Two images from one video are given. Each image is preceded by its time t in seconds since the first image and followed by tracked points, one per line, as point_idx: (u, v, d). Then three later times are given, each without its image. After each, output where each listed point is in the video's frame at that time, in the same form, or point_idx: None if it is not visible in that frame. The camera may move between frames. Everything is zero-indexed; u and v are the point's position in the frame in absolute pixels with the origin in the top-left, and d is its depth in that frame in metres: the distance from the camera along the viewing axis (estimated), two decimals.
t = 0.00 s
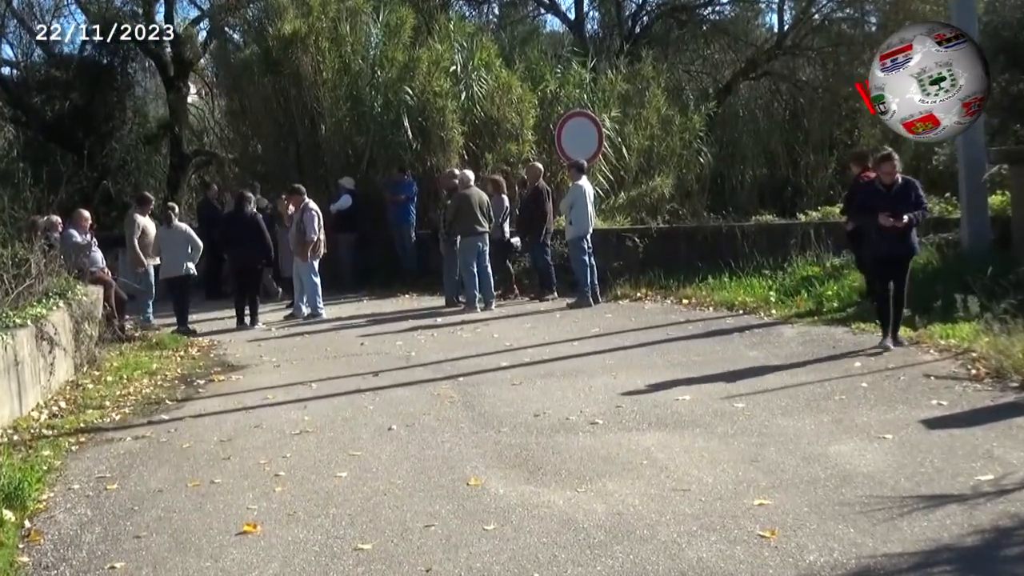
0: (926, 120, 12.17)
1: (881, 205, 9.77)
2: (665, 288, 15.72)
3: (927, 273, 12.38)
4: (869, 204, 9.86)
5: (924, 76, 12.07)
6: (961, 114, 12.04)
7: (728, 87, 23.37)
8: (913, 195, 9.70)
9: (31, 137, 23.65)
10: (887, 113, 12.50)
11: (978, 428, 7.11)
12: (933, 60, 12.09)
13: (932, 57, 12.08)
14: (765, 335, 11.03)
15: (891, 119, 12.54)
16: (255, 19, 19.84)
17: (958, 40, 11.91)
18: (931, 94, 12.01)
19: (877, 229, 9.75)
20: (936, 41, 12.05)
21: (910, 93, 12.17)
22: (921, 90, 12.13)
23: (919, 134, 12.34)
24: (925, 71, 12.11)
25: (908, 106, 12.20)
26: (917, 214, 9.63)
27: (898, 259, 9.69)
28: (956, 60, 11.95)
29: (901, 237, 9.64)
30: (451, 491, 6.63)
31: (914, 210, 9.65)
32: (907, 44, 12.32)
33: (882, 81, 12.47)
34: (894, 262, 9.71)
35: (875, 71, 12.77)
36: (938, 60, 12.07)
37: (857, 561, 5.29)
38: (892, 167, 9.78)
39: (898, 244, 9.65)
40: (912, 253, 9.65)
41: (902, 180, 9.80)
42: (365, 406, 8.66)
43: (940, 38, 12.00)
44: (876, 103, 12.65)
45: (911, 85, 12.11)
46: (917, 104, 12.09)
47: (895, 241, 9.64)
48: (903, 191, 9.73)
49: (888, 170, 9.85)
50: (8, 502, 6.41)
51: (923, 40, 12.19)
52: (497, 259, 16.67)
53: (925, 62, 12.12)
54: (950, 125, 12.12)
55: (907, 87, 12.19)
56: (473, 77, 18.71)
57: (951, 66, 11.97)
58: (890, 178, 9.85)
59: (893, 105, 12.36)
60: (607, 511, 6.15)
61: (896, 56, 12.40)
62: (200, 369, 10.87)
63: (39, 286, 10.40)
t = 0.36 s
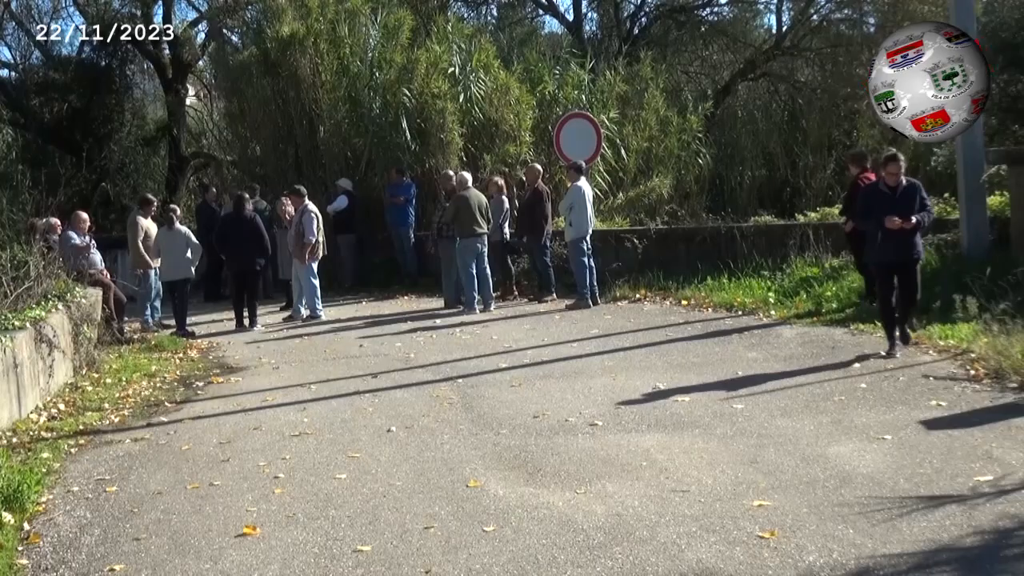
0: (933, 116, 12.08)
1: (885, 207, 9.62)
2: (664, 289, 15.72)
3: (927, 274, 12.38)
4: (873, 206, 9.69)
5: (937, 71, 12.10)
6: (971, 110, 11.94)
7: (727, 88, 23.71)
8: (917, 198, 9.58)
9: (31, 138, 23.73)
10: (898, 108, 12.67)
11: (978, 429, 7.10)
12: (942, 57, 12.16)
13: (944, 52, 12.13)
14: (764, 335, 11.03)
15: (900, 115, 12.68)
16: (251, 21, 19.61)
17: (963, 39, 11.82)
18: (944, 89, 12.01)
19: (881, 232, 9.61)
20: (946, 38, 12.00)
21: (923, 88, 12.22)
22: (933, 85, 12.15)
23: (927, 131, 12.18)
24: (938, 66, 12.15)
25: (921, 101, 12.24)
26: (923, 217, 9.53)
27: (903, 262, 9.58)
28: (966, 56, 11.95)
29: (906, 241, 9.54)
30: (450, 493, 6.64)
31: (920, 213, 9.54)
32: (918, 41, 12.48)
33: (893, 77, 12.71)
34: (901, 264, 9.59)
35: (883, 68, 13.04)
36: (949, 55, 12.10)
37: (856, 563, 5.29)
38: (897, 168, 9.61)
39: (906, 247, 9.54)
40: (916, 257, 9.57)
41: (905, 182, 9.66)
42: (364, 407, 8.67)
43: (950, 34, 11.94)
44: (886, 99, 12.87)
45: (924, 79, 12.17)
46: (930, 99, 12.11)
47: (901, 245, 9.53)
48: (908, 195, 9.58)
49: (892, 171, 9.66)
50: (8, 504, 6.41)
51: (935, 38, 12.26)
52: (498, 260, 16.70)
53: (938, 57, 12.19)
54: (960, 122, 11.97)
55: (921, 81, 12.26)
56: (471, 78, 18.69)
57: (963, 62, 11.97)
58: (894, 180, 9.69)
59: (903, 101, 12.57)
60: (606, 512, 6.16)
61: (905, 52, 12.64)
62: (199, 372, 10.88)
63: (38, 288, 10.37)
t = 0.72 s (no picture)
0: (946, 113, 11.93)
1: (898, 213, 9.21)
2: (663, 290, 15.71)
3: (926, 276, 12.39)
4: (885, 211, 9.28)
5: (949, 67, 11.80)
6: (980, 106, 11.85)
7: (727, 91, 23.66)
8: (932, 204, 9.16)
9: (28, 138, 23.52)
10: (908, 105, 12.39)
11: (977, 431, 7.11)
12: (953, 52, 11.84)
13: (955, 48, 11.79)
14: (763, 337, 11.04)
15: (910, 112, 12.41)
16: (252, 22, 19.74)
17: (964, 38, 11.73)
18: (956, 85, 11.78)
19: (893, 238, 9.23)
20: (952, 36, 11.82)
21: (936, 84, 11.98)
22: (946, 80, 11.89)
23: (937, 127, 12.08)
24: (949, 61, 11.85)
25: (934, 97, 12.01)
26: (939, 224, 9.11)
27: (915, 271, 9.20)
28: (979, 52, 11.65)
29: (919, 248, 9.17)
30: (448, 495, 6.63)
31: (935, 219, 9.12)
32: (928, 37, 12.20)
33: (903, 73, 12.45)
34: (913, 272, 9.21)
35: (891, 64, 12.76)
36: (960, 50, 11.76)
37: (854, 565, 5.29)
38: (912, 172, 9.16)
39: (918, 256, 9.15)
40: (930, 265, 9.18)
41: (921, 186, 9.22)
42: (362, 409, 8.66)
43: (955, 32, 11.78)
44: (896, 95, 12.62)
45: (937, 75, 11.90)
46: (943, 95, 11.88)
47: (913, 252, 9.15)
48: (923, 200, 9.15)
49: (907, 174, 9.22)
50: (6, 506, 6.41)
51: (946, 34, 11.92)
52: (497, 262, 16.70)
53: (948, 54, 11.87)
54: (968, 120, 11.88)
55: (933, 77, 11.98)
56: (469, 80, 18.67)
57: (973, 58, 11.70)
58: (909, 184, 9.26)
59: (915, 97, 12.28)
60: (605, 514, 6.16)
61: (915, 48, 12.38)
62: (198, 373, 10.89)
63: (37, 290, 10.34)
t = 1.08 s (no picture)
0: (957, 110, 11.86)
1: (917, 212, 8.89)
2: (662, 293, 15.73)
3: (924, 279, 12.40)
4: (904, 210, 8.97)
5: (962, 63, 11.73)
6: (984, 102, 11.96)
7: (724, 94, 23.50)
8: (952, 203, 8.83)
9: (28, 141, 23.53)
10: (919, 101, 12.16)
11: (974, 434, 7.12)
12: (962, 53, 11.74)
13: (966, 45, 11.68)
14: (761, 340, 11.05)
15: (920, 108, 12.21)
16: (251, 25, 19.70)
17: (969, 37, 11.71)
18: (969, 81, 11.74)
19: (913, 239, 8.91)
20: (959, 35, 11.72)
21: (948, 79, 11.86)
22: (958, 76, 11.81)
23: (947, 124, 12.01)
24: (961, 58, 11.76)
25: (946, 92, 11.92)
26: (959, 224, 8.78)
27: (935, 273, 8.88)
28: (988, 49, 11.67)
29: (940, 249, 8.84)
30: (447, 497, 6.64)
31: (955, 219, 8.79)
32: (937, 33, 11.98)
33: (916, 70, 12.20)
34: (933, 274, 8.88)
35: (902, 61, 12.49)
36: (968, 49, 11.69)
37: (852, 567, 5.30)
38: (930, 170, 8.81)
39: (937, 257, 8.83)
40: (950, 266, 8.85)
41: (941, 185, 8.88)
42: (360, 412, 8.66)
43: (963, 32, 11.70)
44: (906, 91, 12.33)
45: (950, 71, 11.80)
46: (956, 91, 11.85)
47: (933, 253, 8.82)
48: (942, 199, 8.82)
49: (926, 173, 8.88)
50: (5, 508, 6.40)
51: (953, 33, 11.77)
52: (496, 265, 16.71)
53: (959, 50, 11.74)
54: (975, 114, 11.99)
55: (946, 73, 11.86)
56: (469, 83, 18.68)
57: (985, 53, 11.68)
58: (928, 183, 8.92)
59: (928, 92, 12.06)
60: (604, 516, 6.17)
61: (926, 44, 12.15)
62: (196, 375, 10.89)
63: (37, 292, 10.37)
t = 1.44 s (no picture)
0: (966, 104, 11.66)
1: (930, 219, 8.85)
2: (663, 295, 15.73)
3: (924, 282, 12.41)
4: (916, 217, 8.92)
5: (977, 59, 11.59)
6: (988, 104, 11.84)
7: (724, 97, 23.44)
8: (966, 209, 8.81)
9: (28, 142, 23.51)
10: (931, 95, 11.85)
11: (973, 438, 7.12)
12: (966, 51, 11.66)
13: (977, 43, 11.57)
14: (761, 343, 11.05)
15: (930, 103, 11.89)
16: (252, 27, 19.72)
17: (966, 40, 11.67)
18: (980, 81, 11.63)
19: (927, 246, 8.85)
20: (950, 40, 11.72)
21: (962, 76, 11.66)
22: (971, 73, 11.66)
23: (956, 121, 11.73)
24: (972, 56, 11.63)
25: (959, 88, 11.69)
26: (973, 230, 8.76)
27: (948, 281, 8.84)
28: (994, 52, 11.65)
29: (953, 256, 8.80)
30: (446, 500, 6.64)
31: (968, 225, 8.76)
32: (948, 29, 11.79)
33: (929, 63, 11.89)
34: (946, 282, 8.84)
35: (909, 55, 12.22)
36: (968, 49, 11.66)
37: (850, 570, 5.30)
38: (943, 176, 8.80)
39: (950, 264, 8.80)
40: (963, 274, 8.82)
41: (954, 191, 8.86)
42: (359, 414, 8.66)
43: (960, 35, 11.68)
44: (917, 87, 12.00)
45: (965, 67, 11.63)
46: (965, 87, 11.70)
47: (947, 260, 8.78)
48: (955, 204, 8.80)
49: (938, 178, 8.87)
50: (3, 510, 6.40)
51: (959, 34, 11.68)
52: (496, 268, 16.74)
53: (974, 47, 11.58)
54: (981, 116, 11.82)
55: (959, 69, 11.68)
56: (469, 85, 18.70)
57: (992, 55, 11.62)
58: (940, 189, 8.90)
59: (941, 87, 11.81)
60: (602, 520, 6.16)
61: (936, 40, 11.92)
62: (196, 377, 10.89)
63: (36, 294, 10.38)
